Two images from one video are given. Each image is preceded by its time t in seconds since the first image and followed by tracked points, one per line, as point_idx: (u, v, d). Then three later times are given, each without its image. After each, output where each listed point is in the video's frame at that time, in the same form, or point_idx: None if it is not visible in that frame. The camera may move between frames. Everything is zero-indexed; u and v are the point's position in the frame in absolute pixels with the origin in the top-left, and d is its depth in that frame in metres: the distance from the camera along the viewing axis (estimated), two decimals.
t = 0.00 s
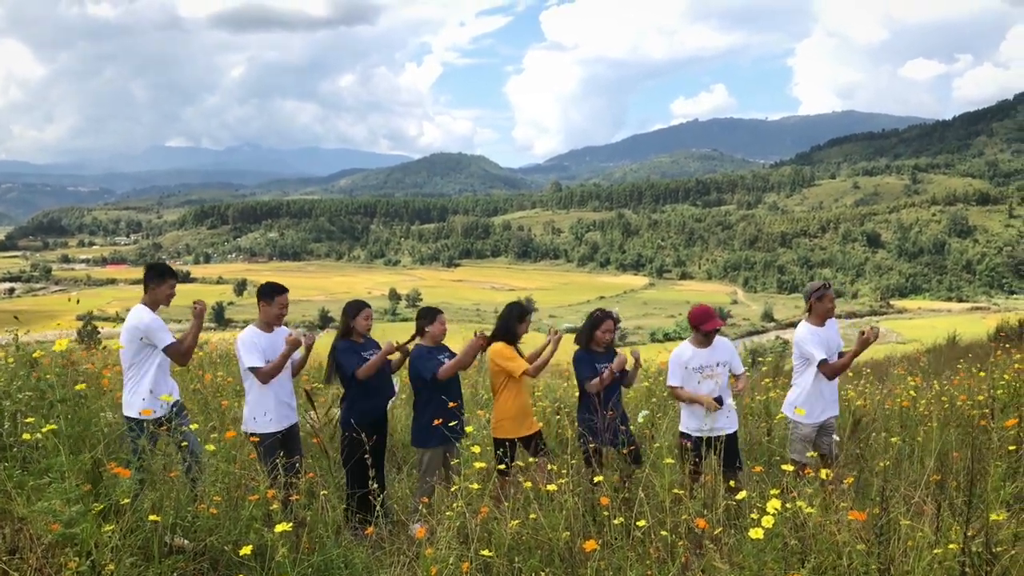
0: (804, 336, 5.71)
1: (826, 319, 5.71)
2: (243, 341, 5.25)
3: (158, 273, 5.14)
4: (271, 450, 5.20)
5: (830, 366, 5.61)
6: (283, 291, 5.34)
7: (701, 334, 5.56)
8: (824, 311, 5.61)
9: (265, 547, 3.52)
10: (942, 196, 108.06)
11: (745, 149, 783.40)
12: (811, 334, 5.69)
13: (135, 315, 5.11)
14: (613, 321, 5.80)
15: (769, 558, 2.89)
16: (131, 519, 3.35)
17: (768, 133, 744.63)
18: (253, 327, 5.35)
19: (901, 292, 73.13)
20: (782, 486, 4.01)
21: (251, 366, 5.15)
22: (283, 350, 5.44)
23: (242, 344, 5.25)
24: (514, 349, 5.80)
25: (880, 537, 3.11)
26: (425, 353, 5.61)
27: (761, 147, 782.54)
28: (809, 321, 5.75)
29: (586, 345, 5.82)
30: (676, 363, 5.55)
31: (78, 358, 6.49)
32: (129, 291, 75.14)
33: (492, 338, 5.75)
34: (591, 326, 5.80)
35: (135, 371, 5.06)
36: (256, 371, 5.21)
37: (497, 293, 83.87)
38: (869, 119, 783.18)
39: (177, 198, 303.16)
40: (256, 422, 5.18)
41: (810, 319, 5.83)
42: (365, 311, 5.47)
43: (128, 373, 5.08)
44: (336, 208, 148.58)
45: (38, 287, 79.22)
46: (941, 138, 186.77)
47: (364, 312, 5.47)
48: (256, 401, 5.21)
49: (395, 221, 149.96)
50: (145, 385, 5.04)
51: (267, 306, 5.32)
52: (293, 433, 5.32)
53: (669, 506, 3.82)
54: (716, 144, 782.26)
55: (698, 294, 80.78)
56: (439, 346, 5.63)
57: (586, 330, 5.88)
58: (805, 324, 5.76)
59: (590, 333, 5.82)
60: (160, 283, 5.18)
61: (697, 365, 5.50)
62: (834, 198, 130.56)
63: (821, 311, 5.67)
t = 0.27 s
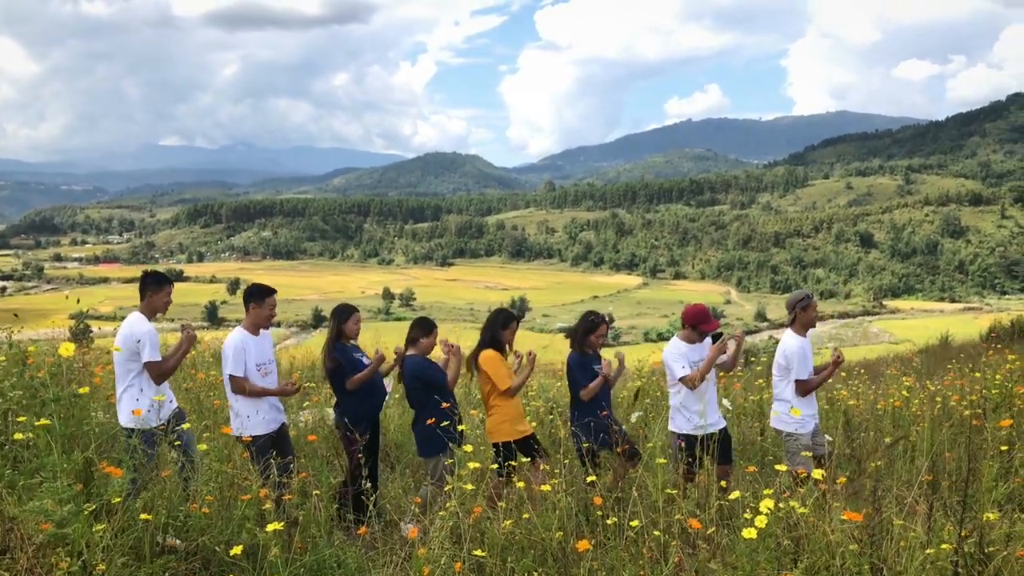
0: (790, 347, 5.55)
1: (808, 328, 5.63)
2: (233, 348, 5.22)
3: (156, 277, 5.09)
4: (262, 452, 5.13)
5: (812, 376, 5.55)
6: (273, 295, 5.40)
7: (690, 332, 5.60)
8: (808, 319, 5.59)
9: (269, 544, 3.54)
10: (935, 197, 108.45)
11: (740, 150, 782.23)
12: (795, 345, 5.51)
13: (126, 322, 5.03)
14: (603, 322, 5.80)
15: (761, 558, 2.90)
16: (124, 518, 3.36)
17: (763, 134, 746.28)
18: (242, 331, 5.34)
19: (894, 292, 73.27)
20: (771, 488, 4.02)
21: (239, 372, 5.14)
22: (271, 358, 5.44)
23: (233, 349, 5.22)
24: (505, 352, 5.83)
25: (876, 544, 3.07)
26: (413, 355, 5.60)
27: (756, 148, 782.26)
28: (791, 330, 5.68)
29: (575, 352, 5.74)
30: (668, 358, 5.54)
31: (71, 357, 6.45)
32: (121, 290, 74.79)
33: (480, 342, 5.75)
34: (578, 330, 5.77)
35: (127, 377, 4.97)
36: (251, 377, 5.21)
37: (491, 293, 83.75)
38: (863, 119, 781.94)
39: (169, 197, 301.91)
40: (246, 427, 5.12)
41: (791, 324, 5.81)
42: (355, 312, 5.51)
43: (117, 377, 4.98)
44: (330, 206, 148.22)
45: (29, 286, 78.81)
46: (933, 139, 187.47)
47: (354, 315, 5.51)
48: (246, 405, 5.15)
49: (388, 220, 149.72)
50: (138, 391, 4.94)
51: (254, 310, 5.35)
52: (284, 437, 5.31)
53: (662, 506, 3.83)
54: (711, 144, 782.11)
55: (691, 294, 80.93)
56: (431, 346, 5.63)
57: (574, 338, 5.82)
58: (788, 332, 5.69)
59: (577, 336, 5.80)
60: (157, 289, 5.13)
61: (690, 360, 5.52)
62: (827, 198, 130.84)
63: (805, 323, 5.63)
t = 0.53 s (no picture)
0: (785, 339, 5.62)
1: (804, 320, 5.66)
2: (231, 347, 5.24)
3: (155, 272, 5.11)
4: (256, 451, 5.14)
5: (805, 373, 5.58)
6: (275, 291, 5.42)
7: (690, 328, 5.62)
8: (805, 312, 5.64)
9: (266, 544, 3.55)
10: (930, 197, 108.58)
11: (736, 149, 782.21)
12: (792, 338, 5.59)
13: (128, 318, 5.09)
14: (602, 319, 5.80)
15: (757, 557, 2.91)
16: (118, 518, 3.35)
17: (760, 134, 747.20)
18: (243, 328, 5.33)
19: (889, 292, 73.33)
20: (768, 486, 4.03)
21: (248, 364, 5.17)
22: (272, 355, 5.44)
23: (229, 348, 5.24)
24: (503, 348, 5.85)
25: (872, 543, 3.07)
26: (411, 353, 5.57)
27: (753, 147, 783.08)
28: (788, 322, 5.73)
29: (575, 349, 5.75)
30: (665, 354, 5.56)
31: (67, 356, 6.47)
32: (116, 289, 74.50)
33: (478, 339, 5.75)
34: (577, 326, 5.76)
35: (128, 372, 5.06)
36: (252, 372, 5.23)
37: (488, 293, 83.66)
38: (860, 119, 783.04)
39: (165, 196, 301.21)
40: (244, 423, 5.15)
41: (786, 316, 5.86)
42: (349, 312, 5.49)
43: (118, 371, 5.07)
44: (325, 206, 147.95)
45: (24, 286, 78.48)
46: (929, 138, 187.73)
47: (348, 314, 5.49)
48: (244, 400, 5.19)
49: (385, 220, 149.48)
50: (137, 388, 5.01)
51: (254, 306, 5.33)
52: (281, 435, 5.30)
53: (658, 505, 3.84)
54: (708, 143, 782.51)
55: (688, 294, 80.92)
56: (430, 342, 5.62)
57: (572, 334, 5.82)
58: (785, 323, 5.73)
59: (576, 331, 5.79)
60: (160, 285, 5.16)
61: (688, 361, 5.53)
62: (823, 198, 130.89)
63: (801, 315, 5.65)
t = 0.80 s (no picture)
0: (783, 349, 5.58)
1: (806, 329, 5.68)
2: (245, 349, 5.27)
3: (182, 279, 5.09)
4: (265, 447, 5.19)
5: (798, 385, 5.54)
6: (284, 290, 5.41)
7: (689, 333, 5.60)
8: (812, 324, 5.66)
9: (266, 543, 3.57)
10: (928, 196, 108.56)
11: (734, 149, 782.93)
12: (792, 347, 5.55)
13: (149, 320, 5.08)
14: (603, 320, 5.77)
15: (754, 556, 2.93)
16: (115, 519, 3.34)
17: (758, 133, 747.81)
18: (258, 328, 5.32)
19: (887, 291, 73.43)
20: (762, 486, 4.06)
21: (269, 361, 5.18)
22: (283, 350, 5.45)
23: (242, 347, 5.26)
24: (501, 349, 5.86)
25: (869, 540, 3.08)
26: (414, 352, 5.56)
27: (751, 147, 783.19)
28: (791, 331, 5.74)
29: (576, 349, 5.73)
30: (663, 357, 5.54)
31: (63, 356, 6.48)
32: (114, 290, 74.43)
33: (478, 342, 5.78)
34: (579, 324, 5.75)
35: (148, 375, 5.05)
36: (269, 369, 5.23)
37: (485, 292, 83.68)
38: (858, 119, 782.63)
39: (162, 197, 300.48)
40: (256, 421, 5.15)
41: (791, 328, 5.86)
42: (355, 313, 5.50)
43: (136, 372, 5.06)
44: (323, 206, 147.81)
45: (22, 286, 78.36)
46: (927, 138, 187.84)
47: (353, 316, 5.51)
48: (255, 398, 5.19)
49: (382, 220, 149.36)
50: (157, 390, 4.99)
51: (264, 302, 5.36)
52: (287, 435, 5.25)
53: (655, 505, 3.85)
54: (706, 143, 782.57)
55: (685, 293, 80.96)
56: (428, 345, 5.63)
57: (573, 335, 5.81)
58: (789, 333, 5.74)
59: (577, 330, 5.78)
60: (181, 289, 5.14)
61: (688, 365, 5.55)
62: (821, 197, 130.91)
63: (806, 326, 5.70)
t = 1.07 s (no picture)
0: (809, 333, 5.70)
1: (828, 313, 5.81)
2: (258, 343, 5.30)
3: (215, 277, 5.53)
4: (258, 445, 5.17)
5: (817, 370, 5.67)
6: (300, 289, 5.41)
7: (700, 324, 5.66)
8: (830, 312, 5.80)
9: (267, 544, 3.56)
10: (926, 195, 108.61)
11: (732, 148, 783.25)
12: (818, 331, 5.65)
13: (167, 302, 5.47)
14: (605, 316, 5.82)
15: (753, 555, 2.91)
16: (112, 521, 3.32)
17: (756, 133, 748.14)
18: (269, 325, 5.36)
19: (885, 290, 73.39)
20: (764, 485, 4.05)
21: (287, 356, 5.21)
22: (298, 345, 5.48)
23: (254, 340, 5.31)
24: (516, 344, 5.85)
25: (868, 541, 3.06)
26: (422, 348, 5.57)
27: (749, 146, 783.58)
28: (812, 316, 5.85)
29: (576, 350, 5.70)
30: (671, 349, 5.58)
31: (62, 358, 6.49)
32: (113, 291, 74.56)
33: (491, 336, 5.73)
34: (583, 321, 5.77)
35: (161, 353, 5.40)
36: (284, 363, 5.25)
37: (484, 293, 83.82)
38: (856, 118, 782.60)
39: (161, 198, 300.01)
40: (261, 415, 5.18)
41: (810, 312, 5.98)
42: (373, 311, 5.51)
43: (150, 352, 5.39)
44: (321, 207, 147.70)
45: (20, 288, 78.47)
46: (925, 136, 188.14)
47: (371, 315, 5.50)
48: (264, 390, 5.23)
49: (380, 220, 149.43)
50: (171, 368, 5.39)
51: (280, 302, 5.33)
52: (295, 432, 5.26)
53: (655, 505, 3.83)
54: (704, 142, 782.98)
55: (683, 293, 81.07)
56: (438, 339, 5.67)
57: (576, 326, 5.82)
58: (811, 318, 5.84)
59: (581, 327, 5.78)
60: (209, 281, 5.60)
61: (698, 359, 5.59)
62: (818, 197, 131.01)
63: (829, 312, 5.80)
